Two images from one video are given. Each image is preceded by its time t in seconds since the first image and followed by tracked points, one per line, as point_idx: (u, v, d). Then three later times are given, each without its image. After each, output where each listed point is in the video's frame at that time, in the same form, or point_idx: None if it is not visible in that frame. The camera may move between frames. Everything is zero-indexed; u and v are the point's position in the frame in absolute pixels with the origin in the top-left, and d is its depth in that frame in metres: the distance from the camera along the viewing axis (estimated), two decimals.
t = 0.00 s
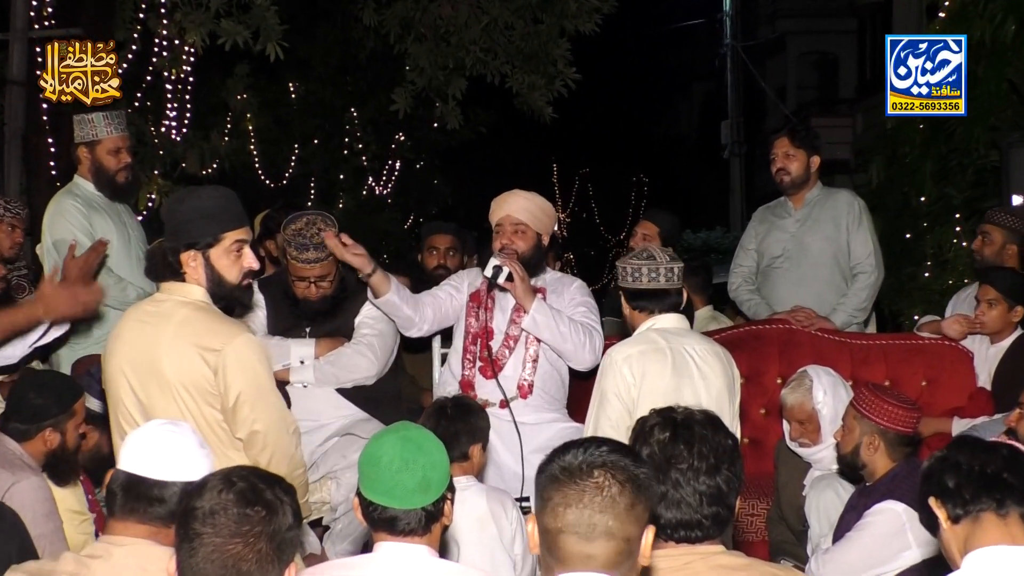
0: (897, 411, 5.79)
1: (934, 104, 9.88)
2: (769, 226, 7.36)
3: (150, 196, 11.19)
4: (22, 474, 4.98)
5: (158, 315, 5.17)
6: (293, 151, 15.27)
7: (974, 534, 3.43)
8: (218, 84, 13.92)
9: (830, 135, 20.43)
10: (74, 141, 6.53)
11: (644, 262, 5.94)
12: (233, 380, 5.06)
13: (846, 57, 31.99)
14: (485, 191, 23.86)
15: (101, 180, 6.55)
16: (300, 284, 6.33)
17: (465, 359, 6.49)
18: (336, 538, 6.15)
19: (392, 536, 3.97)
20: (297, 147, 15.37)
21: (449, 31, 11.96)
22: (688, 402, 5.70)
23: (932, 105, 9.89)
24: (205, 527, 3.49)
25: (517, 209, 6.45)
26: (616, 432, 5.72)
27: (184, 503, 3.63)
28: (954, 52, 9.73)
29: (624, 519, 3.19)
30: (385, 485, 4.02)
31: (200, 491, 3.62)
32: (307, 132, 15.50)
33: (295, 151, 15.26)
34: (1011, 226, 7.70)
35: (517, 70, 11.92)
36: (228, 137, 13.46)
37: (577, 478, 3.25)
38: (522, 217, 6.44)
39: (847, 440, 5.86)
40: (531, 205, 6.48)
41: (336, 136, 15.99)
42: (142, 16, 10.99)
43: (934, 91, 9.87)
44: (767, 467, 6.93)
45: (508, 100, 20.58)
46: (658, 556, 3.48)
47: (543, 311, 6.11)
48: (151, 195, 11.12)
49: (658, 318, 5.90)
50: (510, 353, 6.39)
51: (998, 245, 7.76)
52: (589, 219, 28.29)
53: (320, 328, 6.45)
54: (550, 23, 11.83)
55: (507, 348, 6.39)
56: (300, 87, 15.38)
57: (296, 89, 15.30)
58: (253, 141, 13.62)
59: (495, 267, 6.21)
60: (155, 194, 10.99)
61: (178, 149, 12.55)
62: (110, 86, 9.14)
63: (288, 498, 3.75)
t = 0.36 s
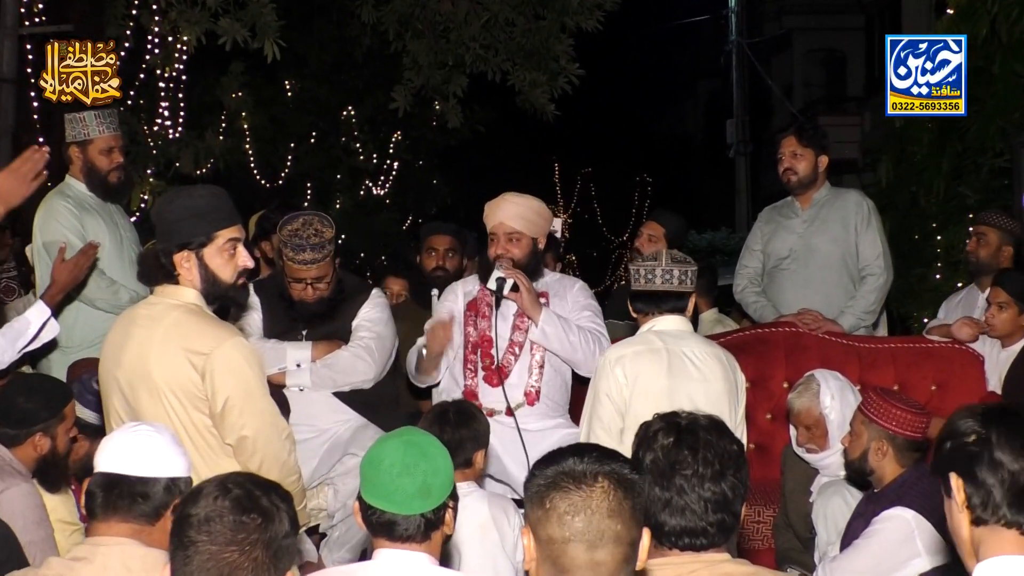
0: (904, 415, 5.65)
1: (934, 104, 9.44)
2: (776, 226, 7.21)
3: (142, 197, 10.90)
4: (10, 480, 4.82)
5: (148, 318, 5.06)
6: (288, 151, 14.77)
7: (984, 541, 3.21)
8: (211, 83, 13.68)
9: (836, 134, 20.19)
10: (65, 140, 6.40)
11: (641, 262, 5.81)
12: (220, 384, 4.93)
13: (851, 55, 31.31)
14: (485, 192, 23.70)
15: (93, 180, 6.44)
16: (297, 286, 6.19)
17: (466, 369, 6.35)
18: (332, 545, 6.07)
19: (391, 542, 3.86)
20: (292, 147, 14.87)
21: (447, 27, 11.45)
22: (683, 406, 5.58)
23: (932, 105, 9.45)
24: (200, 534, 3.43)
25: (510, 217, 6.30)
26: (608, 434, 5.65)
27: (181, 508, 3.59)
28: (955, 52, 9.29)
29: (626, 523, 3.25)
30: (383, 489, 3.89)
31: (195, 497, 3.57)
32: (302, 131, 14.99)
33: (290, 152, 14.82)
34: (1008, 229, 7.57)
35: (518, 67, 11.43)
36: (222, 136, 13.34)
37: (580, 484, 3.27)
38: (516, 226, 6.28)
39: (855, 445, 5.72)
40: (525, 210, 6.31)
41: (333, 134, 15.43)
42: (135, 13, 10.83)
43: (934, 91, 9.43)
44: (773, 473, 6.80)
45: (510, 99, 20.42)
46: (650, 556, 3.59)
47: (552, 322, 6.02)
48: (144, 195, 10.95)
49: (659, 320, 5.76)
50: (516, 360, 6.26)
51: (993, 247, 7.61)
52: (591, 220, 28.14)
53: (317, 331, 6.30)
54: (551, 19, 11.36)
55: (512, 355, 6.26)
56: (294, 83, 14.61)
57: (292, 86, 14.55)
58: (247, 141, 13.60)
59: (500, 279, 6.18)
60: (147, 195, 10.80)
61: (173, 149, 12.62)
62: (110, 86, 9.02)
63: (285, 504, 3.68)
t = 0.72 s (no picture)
0: (915, 421, 5.49)
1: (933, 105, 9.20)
2: (784, 228, 7.08)
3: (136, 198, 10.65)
4: (3, 488, 4.69)
5: (146, 323, 4.94)
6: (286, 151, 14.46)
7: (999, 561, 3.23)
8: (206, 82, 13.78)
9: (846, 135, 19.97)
10: (58, 141, 6.29)
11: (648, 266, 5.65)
12: (221, 389, 4.80)
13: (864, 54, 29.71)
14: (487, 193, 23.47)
15: (86, 181, 6.32)
16: (293, 288, 6.09)
17: (460, 376, 6.21)
18: (332, 555, 6.01)
19: (390, 551, 3.99)
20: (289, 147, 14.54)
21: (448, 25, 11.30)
22: (688, 412, 5.44)
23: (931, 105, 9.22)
24: (198, 544, 3.54)
25: (503, 216, 6.18)
26: (609, 440, 5.52)
27: (178, 516, 3.67)
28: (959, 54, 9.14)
29: (616, 532, 3.15)
30: (385, 497, 4.01)
31: (193, 504, 3.66)
32: (298, 132, 14.66)
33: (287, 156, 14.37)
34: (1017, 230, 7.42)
35: (521, 66, 11.28)
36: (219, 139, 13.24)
37: (564, 493, 3.20)
38: (509, 226, 6.17)
39: (865, 453, 5.58)
40: (517, 210, 6.20)
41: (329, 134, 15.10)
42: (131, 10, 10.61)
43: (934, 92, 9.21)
44: (781, 481, 6.67)
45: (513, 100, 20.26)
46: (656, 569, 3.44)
47: (553, 334, 5.89)
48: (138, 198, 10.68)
49: (662, 324, 5.63)
50: (511, 366, 6.15)
51: (1003, 249, 7.45)
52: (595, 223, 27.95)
53: (315, 335, 6.17)
54: (554, 18, 11.25)
55: (508, 362, 6.15)
56: (292, 83, 14.70)
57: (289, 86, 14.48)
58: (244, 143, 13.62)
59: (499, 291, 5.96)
60: (141, 196, 10.55)
61: (167, 150, 12.16)
62: (110, 86, 8.87)
63: (285, 513, 3.78)
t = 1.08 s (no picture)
0: (928, 426, 5.37)
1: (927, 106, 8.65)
2: (793, 228, 6.95)
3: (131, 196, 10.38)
4: None
5: (146, 325, 4.81)
6: (285, 151, 14.25)
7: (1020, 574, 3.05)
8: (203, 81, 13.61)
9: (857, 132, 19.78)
10: (51, 139, 6.19)
11: (654, 266, 5.51)
12: (224, 393, 4.68)
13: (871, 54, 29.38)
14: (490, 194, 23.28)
15: (80, 181, 6.23)
16: (291, 288, 5.99)
17: (459, 381, 6.09)
18: (330, 562, 5.79)
19: (391, 558, 3.88)
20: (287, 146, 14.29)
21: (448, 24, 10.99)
22: (699, 416, 5.33)
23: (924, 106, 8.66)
24: (194, 551, 3.43)
25: (499, 214, 6.06)
26: (618, 446, 5.39)
27: (173, 522, 3.56)
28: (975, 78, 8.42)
29: (607, 540, 3.31)
30: (383, 503, 3.90)
31: (189, 510, 3.54)
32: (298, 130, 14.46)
33: (287, 150, 14.23)
34: None
35: (524, 63, 11.06)
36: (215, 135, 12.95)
37: (555, 504, 3.34)
38: (505, 223, 6.05)
39: (876, 457, 5.45)
40: (515, 208, 6.08)
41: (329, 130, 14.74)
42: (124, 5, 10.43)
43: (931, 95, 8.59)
44: (791, 486, 6.53)
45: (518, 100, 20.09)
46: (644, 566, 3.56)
47: (552, 339, 5.75)
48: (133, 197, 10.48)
49: (669, 327, 5.49)
50: (509, 370, 6.01)
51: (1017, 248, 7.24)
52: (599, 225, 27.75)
53: (313, 337, 6.05)
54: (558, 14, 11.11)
55: (507, 365, 6.01)
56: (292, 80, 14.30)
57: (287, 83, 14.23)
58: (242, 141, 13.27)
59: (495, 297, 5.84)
60: (137, 195, 10.29)
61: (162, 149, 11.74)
62: (110, 86, 8.80)
63: (283, 519, 3.67)
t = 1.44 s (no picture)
0: (941, 430, 5.23)
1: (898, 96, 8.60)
2: (803, 228, 6.82)
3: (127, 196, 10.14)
4: None
5: (142, 326, 4.69)
6: (282, 148, 13.54)
7: None
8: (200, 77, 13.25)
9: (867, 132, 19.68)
10: (45, 136, 6.09)
11: (663, 267, 5.40)
12: (220, 396, 4.55)
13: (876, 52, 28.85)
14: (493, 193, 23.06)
15: (73, 179, 6.12)
16: (289, 288, 5.87)
17: (459, 384, 5.96)
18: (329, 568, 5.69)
19: (389, 566, 3.79)
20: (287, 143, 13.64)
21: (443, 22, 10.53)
22: (708, 420, 5.19)
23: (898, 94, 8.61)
24: (191, 558, 3.36)
25: (500, 214, 5.94)
26: (627, 451, 5.26)
27: (170, 527, 3.50)
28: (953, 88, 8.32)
29: (612, 548, 3.20)
30: (381, 511, 3.80)
31: (185, 516, 3.48)
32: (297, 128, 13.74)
33: (285, 146, 13.53)
34: None
35: (525, 60, 10.64)
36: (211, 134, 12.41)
37: (558, 512, 3.22)
38: (505, 223, 5.92)
39: (888, 462, 5.32)
40: (515, 208, 5.96)
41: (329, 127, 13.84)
42: None
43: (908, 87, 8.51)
44: (800, 492, 6.40)
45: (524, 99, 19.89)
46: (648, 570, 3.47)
47: (552, 338, 5.63)
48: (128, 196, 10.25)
49: (679, 329, 5.38)
50: (510, 372, 5.88)
51: None
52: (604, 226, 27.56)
53: (312, 338, 5.93)
54: (562, 9, 10.67)
55: (507, 368, 5.88)
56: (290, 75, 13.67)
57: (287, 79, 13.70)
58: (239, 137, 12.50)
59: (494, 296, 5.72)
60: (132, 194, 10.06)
61: (158, 146, 11.41)
62: (110, 86, 8.68)
63: (280, 524, 3.61)
